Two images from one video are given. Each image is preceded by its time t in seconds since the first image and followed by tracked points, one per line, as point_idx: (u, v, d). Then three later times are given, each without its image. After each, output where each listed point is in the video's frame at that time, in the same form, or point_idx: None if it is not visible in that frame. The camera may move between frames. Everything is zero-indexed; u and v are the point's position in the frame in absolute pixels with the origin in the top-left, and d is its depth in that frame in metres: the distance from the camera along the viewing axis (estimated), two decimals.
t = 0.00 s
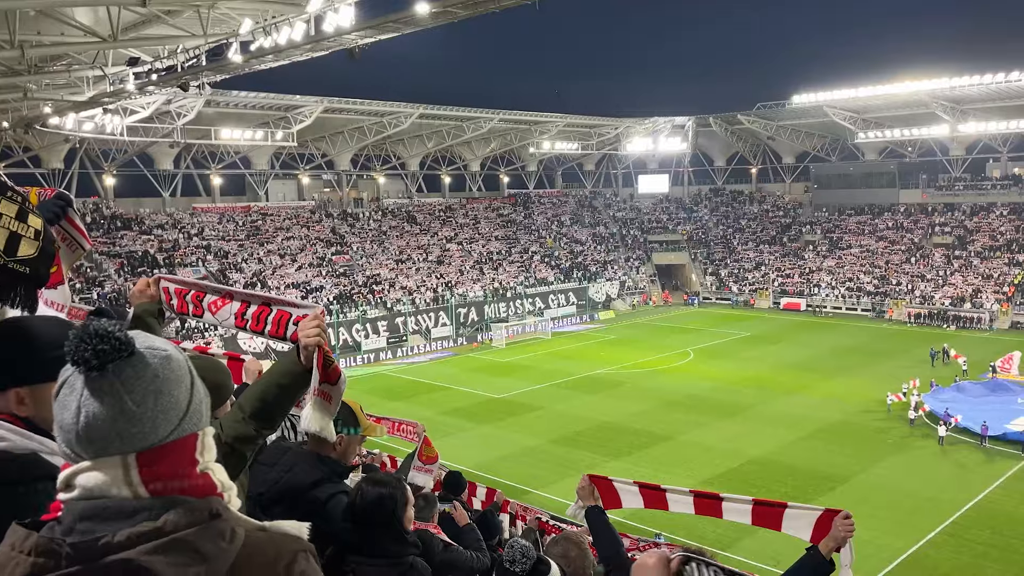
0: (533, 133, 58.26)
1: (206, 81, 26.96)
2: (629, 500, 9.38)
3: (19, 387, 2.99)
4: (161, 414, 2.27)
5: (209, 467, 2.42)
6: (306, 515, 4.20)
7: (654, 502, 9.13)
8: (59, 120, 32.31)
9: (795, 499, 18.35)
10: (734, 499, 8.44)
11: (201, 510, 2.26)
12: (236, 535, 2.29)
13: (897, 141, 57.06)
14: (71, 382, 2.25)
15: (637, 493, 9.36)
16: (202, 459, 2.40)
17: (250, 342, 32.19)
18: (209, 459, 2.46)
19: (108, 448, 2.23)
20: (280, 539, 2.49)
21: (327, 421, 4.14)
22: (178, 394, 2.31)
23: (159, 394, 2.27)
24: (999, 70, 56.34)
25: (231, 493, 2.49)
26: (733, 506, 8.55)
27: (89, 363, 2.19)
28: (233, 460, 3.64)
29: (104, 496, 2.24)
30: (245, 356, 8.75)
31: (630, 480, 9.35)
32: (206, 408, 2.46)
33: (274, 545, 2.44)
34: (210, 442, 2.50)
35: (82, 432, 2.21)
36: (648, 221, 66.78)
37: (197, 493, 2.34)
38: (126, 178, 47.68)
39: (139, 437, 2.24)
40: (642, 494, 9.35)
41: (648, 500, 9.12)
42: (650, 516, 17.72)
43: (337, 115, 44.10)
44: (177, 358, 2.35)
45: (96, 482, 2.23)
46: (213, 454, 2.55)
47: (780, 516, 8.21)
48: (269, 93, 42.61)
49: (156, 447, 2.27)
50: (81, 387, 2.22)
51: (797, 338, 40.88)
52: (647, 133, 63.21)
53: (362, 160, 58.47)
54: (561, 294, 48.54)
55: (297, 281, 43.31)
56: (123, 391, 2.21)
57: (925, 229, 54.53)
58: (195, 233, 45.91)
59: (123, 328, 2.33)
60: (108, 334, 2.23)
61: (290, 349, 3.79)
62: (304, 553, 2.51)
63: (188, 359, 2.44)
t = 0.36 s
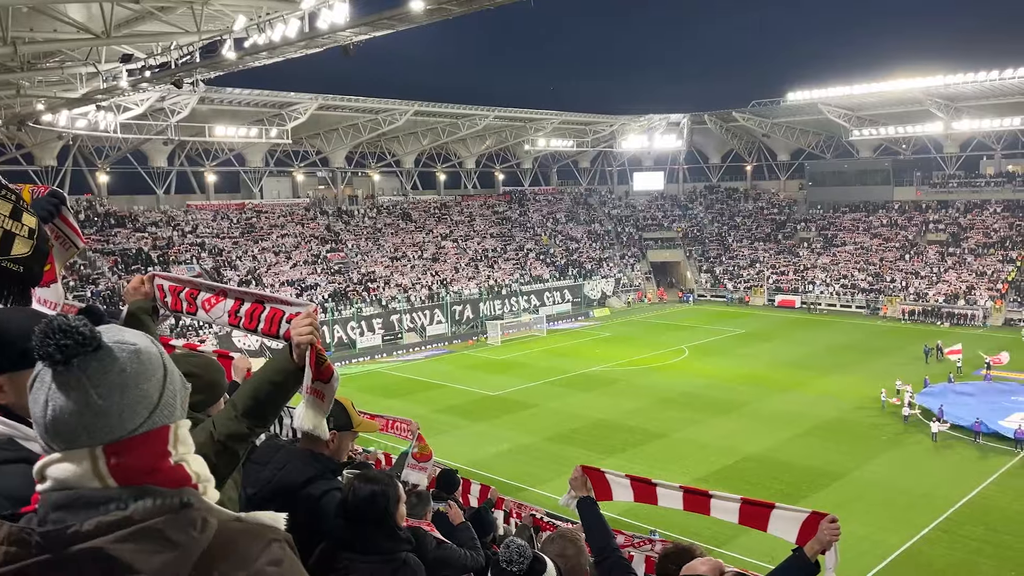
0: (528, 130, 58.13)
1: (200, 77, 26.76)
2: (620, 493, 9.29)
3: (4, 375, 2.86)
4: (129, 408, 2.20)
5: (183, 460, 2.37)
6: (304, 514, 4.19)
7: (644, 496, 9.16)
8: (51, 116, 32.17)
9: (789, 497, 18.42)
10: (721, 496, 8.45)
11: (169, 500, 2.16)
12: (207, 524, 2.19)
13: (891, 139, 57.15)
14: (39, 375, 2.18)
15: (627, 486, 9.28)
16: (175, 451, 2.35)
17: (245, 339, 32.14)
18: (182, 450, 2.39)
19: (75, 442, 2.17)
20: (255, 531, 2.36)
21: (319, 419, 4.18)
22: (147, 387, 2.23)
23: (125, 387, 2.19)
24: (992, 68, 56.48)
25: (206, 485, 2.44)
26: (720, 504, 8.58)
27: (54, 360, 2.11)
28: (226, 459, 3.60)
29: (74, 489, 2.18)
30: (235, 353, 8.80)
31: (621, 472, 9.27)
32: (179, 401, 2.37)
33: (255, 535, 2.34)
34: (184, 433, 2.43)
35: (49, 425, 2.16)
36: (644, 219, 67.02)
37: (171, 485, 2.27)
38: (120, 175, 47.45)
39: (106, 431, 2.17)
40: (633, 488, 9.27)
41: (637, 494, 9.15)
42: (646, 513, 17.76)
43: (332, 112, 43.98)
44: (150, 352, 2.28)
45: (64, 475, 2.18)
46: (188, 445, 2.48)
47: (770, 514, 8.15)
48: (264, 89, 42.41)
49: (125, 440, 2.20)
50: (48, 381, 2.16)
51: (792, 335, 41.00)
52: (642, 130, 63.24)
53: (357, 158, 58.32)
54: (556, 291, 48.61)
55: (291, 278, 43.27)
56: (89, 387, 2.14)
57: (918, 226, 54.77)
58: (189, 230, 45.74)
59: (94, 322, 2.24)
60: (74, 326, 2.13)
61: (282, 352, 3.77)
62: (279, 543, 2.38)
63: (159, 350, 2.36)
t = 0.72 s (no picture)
0: (523, 130, 58.17)
1: (194, 77, 26.69)
2: (614, 489, 9.41)
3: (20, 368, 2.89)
4: (147, 412, 2.13)
5: (197, 476, 2.16)
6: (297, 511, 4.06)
7: (637, 493, 9.14)
8: (45, 115, 32.12)
9: (784, 496, 18.45)
10: (712, 495, 8.44)
11: (138, 518, 1.94)
12: (183, 547, 1.94)
13: (884, 139, 57.37)
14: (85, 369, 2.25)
15: (622, 482, 9.36)
16: (190, 467, 2.16)
17: (239, 339, 32.10)
18: (197, 468, 2.17)
19: (99, 437, 2.19)
20: (234, 566, 1.99)
21: (310, 419, 4.20)
22: (173, 395, 2.16)
23: (148, 391, 2.14)
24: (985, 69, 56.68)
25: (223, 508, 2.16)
26: (711, 504, 8.57)
27: (89, 350, 2.18)
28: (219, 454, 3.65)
29: (86, 484, 2.17)
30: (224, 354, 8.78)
31: (616, 469, 9.35)
32: (211, 417, 2.23)
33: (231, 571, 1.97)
34: (214, 450, 2.24)
35: (81, 417, 2.20)
36: (639, 218, 67.24)
37: (168, 498, 2.10)
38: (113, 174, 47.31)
39: (124, 432, 2.14)
40: (627, 484, 9.34)
41: (631, 491, 9.13)
42: (640, 512, 17.75)
43: (326, 112, 43.95)
44: (189, 360, 2.19)
45: (80, 467, 2.18)
46: (223, 464, 2.28)
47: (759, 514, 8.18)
48: (259, 88, 42.31)
49: (138, 445, 2.14)
50: (89, 372, 2.21)
51: (786, 335, 41.14)
52: (637, 130, 63.35)
53: (352, 157, 58.25)
54: (551, 291, 48.69)
55: (286, 278, 43.16)
56: (114, 384, 2.15)
57: (912, 226, 54.97)
58: (183, 230, 45.64)
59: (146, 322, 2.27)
60: (118, 325, 2.19)
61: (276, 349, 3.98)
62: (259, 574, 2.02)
63: (208, 363, 2.23)
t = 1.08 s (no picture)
0: (515, 129, 58.05)
1: (183, 74, 26.54)
2: (604, 487, 9.43)
3: None
4: (194, 418, 2.35)
5: (241, 481, 2.40)
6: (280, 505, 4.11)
7: (626, 490, 9.20)
8: (33, 112, 31.86)
9: (773, 494, 18.56)
10: (700, 491, 8.50)
11: (178, 522, 2.20)
12: (220, 553, 2.23)
13: (874, 139, 57.68)
14: (133, 373, 2.47)
15: (611, 480, 9.40)
16: (235, 474, 2.40)
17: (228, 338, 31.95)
18: (243, 475, 2.41)
19: (150, 439, 2.40)
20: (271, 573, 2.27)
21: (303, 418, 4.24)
22: (218, 400, 2.37)
23: (195, 398, 2.35)
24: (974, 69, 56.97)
25: (265, 513, 2.42)
26: (699, 500, 8.64)
27: (135, 356, 2.38)
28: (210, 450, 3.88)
29: (133, 482, 2.41)
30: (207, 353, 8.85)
31: (605, 467, 9.39)
32: (257, 421, 2.47)
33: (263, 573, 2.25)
34: (258, 459, 2.47)
35: (130, 419, 2.43)
36: (631, 217, 67.42)
37: (213, 503, 2.35)
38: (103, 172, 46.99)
39: (174, 435, 2.36)
40: (617, 482, 9.37)
41: (620, 488, 9.18)
42: (629, 509, 17.82)
43: (317, 110, 43.74)
44: (236, 364, 2.43)
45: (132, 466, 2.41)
46: (267, 471, 2.52)
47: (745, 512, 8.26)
48: (249, 86, 42.04)
49: (186, 448, 2.36)
50: (137, 376, 2.44)
51: (777, 335, 41.29)
52: (628, 129, 63.39)
53: (343, 156, 58.05)
54: (542, 290, 48.66)
55: (276, 276, 42.99)
56: (161, 389, 2.36)
57: (902, 226, 55.26)
58: (173, 228, 45.37)
59: (189, 326, 2.49)
60: (162, 330, 2.38)
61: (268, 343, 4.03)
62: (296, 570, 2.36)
63: (250, 367, 2.48)
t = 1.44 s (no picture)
0: (509, 131, 58.05)
1: (177, 75, 26.46)
2: (598, 491, 9.40)
3: (12, 383, 3.03)
4: (212, 417, 2.36)
5: (263, 483, 2.38)
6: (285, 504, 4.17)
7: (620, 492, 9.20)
8: (25, 112, 31.67)
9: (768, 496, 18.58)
10: (693, 491, 8.52)
11: (206, 521, 2.20)
12: (242, 556, 2.18)
13: (867, 142, 57.94)
14: (157, 372, 2.50)
15: (605, 484, 9.37)
16: (257, 475, 2.38)
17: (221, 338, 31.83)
18: (264, 475, 2.38)
19: (172, 438, 2.42)
20: None
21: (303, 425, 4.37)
22: (235, 400, 2.37)
23: (211, 398, 2.36)
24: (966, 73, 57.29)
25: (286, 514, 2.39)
26: (694, 499, 8.65)
27: (154, 353, 2.39)
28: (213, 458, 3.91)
29: (155, 482, 2.43)
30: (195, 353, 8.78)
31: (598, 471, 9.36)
32: (276, 421, 2.46)
33: None
34: (279, 459, 2.45)
35: (152, 420, 2.46)
36: (624, 219, 67.57)
37: (238, 502, 2.34)
38: (95, 172, 46.80)
39: (195, 434, 2.38)
40: (610, 486, 9.35)
41: (614, 492, 9.18)
42: (622, 511, 17.82)
43: (311, 111, 43.65)
44: (254, 363, 2.42)
45: (156, 461, 2.42)
46: (291, 472, 2.50)
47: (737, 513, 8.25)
48: (242, 86, 41.92)
49: (208, 448, 2.36)
50: (159, 376, 2.46)
51: (770, 336, 41.41)
52: (622, 131, 63.51)
53: (337, 157, 57.98)
54: (536, 292, 48.69)
55: (269, 277, 42.93)
56: (179, 389, 2.38)
57: (894, 229, 55.51)
58: (166, 229, 45.18)
59: (210, 325, 2.50)
60: (181, 329, 2.40)
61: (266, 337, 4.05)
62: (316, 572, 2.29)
63: (270, 366, 2.47)
